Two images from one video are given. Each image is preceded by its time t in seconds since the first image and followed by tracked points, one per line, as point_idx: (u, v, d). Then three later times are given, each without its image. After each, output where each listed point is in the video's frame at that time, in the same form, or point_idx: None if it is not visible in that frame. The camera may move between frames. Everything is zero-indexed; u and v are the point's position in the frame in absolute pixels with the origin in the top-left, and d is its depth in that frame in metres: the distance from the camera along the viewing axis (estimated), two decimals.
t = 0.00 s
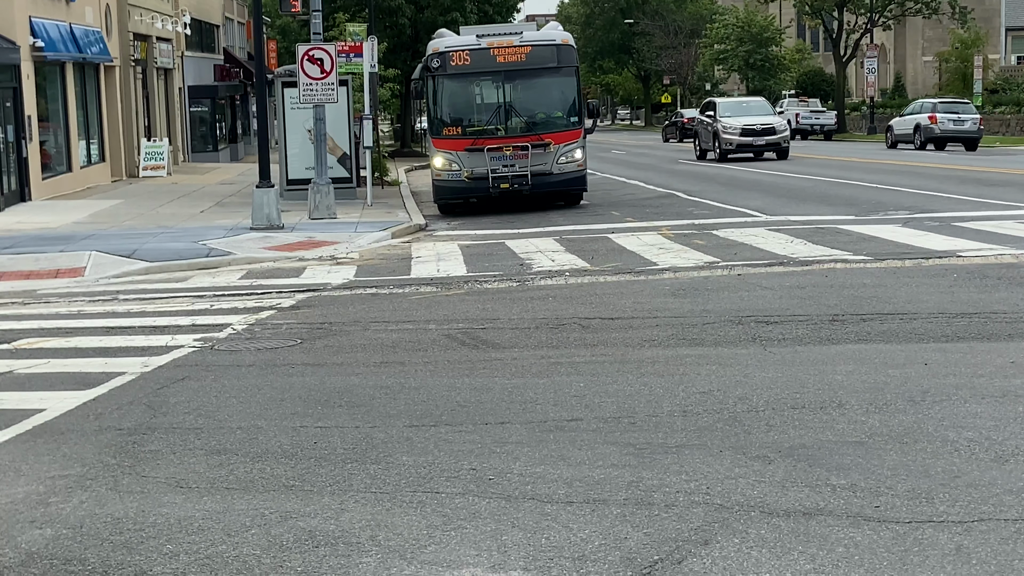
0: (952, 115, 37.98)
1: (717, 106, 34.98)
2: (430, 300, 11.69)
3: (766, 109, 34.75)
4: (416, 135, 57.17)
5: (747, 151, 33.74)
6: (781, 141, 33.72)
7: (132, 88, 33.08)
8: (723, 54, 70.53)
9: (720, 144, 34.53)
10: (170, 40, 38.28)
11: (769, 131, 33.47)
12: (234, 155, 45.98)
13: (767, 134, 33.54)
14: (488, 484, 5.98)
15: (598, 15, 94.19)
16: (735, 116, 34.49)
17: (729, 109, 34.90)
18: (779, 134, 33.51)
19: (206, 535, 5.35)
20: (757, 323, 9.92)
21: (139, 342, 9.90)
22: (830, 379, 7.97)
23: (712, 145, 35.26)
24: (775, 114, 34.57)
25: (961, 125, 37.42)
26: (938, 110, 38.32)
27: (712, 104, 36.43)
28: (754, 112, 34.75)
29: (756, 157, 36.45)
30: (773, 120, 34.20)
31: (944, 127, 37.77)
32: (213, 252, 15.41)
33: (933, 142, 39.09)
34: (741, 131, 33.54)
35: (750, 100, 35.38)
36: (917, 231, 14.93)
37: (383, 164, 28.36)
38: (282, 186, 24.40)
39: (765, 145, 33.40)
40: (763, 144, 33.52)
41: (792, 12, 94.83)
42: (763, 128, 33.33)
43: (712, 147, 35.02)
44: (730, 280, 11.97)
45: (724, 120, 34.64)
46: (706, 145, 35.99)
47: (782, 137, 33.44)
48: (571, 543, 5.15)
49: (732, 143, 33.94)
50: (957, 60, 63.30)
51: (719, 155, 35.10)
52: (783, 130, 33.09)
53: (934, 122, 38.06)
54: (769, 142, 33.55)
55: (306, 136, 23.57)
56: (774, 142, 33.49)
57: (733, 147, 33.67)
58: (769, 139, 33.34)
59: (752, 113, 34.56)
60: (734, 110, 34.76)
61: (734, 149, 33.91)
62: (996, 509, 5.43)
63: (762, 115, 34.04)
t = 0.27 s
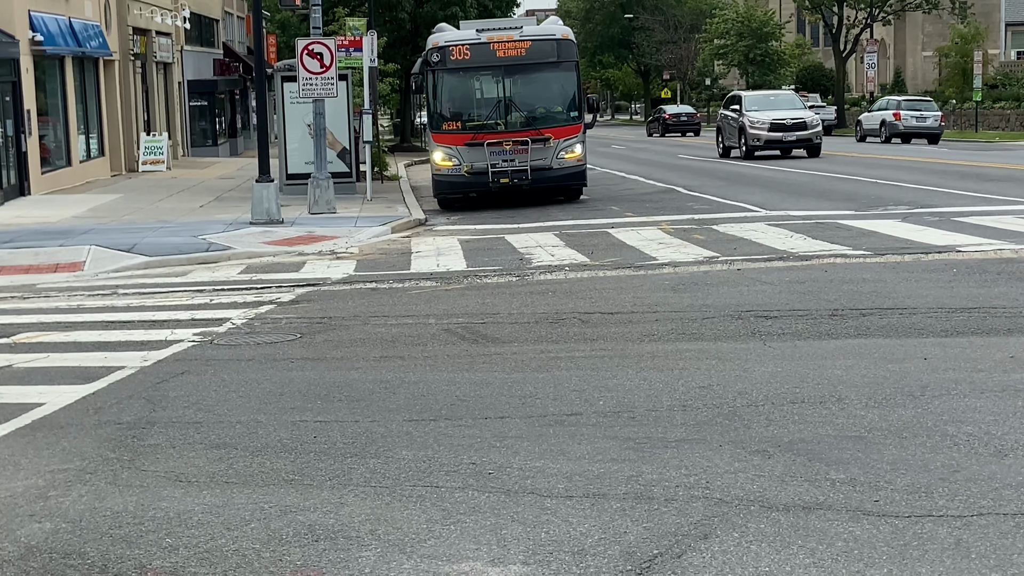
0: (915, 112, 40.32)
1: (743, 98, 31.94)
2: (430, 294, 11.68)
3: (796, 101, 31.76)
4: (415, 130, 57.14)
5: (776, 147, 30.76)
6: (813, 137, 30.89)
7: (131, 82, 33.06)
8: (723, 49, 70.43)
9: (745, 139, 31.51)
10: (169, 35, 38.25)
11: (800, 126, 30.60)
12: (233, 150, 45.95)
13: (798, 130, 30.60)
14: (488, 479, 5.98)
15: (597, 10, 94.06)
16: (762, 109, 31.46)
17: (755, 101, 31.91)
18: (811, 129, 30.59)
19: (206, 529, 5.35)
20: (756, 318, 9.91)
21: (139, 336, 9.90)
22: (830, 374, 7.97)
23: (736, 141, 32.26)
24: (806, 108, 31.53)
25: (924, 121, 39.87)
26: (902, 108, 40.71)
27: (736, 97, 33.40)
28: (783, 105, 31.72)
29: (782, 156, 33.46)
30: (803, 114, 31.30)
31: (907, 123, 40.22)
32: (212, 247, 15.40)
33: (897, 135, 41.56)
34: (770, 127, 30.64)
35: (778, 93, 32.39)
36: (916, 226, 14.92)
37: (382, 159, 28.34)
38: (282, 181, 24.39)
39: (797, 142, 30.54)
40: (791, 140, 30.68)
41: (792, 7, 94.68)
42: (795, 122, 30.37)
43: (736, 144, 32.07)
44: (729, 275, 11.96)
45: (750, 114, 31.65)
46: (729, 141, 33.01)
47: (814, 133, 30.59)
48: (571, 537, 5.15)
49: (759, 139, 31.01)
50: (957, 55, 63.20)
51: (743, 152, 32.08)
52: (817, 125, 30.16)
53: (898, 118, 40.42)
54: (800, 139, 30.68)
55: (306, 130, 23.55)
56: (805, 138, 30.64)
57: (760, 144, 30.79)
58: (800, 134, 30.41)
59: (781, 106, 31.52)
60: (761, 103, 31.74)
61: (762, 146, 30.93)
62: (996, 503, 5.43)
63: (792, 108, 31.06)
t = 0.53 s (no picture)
0: (881, 108, 43.20)
1: (772, 93, 29.52)
2: (430, 290, 11.70)
3: (829, 96, 29.31)
4: (416, 126, 57.14)
5: (809, 147, 28.34)
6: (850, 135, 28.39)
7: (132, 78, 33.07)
8: (722, 46, 70.41)
9: (776, 138, 29.11)
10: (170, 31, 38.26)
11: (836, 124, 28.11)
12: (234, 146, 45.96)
13: (833, 127, 28.18)
14: (487, 474, 6.00)
15: (597, 6, 94.04)
16: (794, 105, 29.02)
17: (786, 96, 29.40)
18: (847, 127, 28.21)
19: (206, 523, 5.37)
20: (755, 314, 9.93)
21: (139, 331, 9.92)
22: (828, 370, 7.99)
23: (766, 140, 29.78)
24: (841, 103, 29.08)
25: (890, 116, 42.62)
26: (869, 105, 43.54)
27: (763, 91, 30.98)
28: (816, 100, 29.27)
29: (812, 155, 31.11)
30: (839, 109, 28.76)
31: (874, 118, 42.95)
32: (213, 242, 15.42)
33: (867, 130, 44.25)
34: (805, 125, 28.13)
35: (809, 86, 29.93)
36: (915, 222, 14.93)
37: (382, 155, 28.35)
38: (282, 177, 24.41)
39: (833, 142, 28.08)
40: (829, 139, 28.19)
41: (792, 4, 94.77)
42: (830, 119, 27.96)
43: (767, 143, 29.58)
44: (728, 271, 11.97)
45: (780, 111, 29.14)
46: (758, 139, 30.55)
47: (851, 132, 28.14)
48: (570, 532, 5.17)
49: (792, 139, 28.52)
50: (956, 53, 63.22)
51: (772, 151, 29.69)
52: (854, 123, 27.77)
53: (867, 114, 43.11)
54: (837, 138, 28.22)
55: (306, 126, 23.55)
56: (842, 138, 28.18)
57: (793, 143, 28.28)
58: (837, 133, 28.02)
59: (814, 101, 29.09)
60: (792, 98, 29.32)
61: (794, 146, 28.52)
62: (994, 499, 5.45)
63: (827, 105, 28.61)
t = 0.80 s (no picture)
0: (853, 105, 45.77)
1: (807, 92, 27.43)
2: (429, 289, 11.70)
3: (869, 94, 27.17)
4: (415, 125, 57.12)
5: (849, 149, 26.20)
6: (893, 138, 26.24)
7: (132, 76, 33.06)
8: (722, 45, 70.37)
9: (811, 140, 26.98)
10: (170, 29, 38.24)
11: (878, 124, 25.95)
12: (233, 144, 45.95)
13: (874, 129, 26.06)
14: (486, 473, 6.00)
15: (597, 6, 94.01)
16: (831, 104, 26.89)
17: (823, 95, 27.29)
18: (890, 128, 26.09)
19: (205, 522, 5.37)
20: (755, 313, 9.94)
21: (139, 329, 9.92)
22: (827, 370, 7.99)
23: (802, 142, 27.59)
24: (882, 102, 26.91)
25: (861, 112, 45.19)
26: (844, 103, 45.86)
27: (796, 89, 28.85)
28: (854, 99, 27.13)
29: (847, 157, 29.02)
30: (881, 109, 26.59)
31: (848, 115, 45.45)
32: (212, 240, 15.42)
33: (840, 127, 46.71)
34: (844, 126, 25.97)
35: (847, 83, 27.79)
36: (915, 222, 14.93)
37: (382, 153, 28.33)
38: (282, 175, 24.41)
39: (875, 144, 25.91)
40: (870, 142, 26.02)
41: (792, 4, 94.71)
42: (871, 120, 25.83)
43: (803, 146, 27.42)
44: (728, 271, 11.98)
45: (817, 110, 26.98)
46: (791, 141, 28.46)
47: (894, 133, 25.95)
48: (570, 531, 5.18)
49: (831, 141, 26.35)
50: (955, 52, 63.17)
51: (807, 154, 27.56)
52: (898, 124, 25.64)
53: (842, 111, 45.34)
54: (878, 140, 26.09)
55: (306, 124, 23.54)
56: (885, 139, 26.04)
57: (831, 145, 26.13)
58: (879, 134, 25.88)
59: (852, 100, 26.95)
60: (830, 97, 27.17)
61: (832, 148, 26.35)
62: (993, 499, 5.46)
63: (867, 105, 26.46)
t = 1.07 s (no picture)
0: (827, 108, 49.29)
1: (851, 93, 25.15)
2: (430, 290, 11.70)
3: (917, 95, 24.83)
4: (415, 125, 57.11)
5: (896, 155, 23.83)
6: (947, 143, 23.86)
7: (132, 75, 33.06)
8: (722, 47, 70.36)
9: (856, 144, 24.67)
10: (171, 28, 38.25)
11: (931, 127, 23.57)
12: (234, 144, 45.95)
13: (927, 132, 23.61)
14: (486, 474, 6.00)
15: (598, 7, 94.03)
16: (878, 105, 24.53)
17: (868, 95, 24.99)
18: (944, 133, 23.67)
19: (205, 522, 5.38)
20: (755, 315, 9.94)
21: (139, 329, 9.92)
22: (827, 372, 7.99)
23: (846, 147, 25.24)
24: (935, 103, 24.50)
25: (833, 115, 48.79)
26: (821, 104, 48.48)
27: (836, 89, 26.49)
28: (901, 100, 24.83)
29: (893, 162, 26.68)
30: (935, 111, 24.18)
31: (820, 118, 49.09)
32: (212, 240, 15.42)
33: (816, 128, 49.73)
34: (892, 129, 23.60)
35: (892, 83, 25.49)
36: (915, 224, 14.93)
37: (382, 154, 28.33)
38: (282, 175, 24.40)
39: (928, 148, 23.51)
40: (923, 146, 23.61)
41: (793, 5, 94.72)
42: (922, 122, 23.42)
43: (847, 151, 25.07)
44: (727, 272, 11.98)
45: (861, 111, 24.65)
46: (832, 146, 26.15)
47: (948, 137, 23.54)
48: (569, 532, 5.18)
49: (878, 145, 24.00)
50: (956, 55, 63.17)
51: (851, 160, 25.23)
52: (952, 127, 23.25)
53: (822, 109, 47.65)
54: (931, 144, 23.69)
55: (306, 125, 23.54)
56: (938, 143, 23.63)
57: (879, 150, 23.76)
58: (932, 140, 23.46)
59: (900, 102, 24.62)
60: (875, 98, 24.87)
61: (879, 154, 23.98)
62: (993, 502, 5.46)
63: (918, 106, 24.06)
